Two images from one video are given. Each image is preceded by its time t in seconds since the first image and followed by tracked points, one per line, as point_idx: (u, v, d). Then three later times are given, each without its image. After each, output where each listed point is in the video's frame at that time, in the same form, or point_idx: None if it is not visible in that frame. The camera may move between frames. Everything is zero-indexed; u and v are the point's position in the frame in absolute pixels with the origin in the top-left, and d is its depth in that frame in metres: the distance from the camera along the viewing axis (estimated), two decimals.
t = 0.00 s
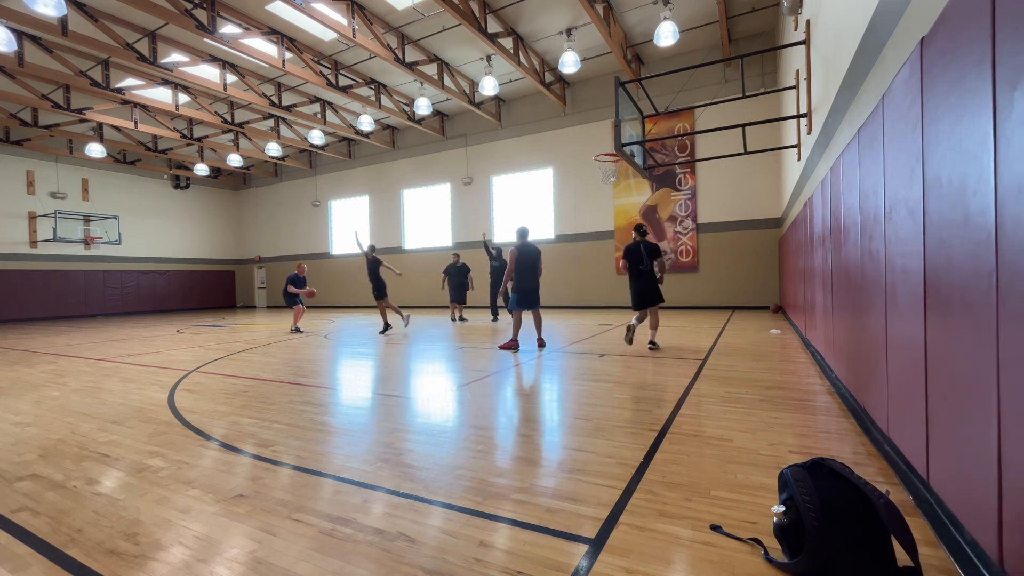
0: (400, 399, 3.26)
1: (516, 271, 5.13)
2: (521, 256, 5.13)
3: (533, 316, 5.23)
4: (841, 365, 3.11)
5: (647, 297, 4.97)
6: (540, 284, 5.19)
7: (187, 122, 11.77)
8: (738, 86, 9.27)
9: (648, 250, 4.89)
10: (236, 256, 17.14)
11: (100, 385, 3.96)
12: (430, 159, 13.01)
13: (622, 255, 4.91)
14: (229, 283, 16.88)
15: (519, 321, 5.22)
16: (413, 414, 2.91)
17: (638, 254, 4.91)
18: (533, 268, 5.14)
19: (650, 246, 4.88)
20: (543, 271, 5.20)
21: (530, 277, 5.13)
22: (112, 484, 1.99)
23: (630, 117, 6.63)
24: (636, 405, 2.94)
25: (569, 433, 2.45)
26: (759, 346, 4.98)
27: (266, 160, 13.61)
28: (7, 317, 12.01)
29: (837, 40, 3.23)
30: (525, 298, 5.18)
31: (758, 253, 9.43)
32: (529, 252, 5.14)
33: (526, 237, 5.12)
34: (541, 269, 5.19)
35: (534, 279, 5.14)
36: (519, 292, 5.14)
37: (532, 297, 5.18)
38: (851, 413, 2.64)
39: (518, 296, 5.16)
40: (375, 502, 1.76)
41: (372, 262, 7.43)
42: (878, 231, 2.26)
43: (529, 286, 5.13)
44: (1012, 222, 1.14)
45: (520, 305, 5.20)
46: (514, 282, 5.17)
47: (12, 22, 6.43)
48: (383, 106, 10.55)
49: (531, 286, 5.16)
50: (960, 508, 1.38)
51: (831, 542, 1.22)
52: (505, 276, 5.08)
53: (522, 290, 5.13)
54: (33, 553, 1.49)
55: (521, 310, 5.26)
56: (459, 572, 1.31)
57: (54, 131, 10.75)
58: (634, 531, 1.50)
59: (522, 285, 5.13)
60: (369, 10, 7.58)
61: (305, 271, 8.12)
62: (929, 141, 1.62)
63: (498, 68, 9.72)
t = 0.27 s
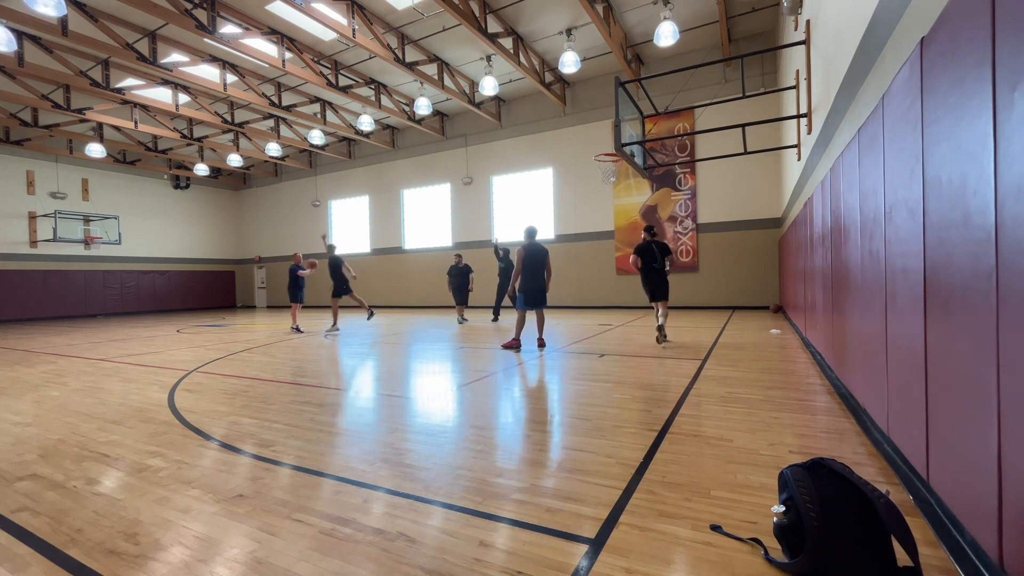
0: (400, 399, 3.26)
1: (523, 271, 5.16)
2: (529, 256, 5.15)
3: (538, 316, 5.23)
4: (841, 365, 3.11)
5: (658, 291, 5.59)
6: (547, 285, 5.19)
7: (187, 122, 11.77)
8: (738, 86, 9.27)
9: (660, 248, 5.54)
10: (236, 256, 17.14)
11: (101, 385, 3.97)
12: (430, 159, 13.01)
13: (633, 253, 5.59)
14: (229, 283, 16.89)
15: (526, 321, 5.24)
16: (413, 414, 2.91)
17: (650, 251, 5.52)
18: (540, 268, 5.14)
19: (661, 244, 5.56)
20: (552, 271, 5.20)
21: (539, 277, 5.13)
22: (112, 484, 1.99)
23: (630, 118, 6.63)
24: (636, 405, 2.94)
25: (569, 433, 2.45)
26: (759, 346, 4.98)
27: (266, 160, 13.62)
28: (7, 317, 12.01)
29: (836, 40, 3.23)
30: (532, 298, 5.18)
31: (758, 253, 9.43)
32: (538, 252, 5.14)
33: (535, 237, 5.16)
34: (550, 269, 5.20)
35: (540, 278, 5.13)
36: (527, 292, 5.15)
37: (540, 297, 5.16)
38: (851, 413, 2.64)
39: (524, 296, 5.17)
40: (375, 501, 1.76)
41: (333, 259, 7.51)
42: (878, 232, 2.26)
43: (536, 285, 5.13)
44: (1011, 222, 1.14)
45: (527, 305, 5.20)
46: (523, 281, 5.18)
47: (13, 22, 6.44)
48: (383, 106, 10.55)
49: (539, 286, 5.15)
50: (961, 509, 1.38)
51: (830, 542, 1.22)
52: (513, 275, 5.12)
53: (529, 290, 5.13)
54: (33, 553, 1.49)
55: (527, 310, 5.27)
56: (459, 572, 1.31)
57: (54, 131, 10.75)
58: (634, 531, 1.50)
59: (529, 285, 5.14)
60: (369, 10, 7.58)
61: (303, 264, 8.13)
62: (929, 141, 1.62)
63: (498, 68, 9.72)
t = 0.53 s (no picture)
0: (400, 399, 3.26)
1: (524, 270, 5.16)
2: (530, 255, 5.15)
3: (540, 316, 5.22)
4: (841, 365, 3.11)
5: (665, 290, 5.76)
6: (549, 284, 5.18)
7: (187, 122, 11.77)
8: (738, 86, 9.27)
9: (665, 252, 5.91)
10: (236, 256, 17.14)
11: (101, 385, 3.96)
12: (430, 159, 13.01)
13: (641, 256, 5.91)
14: (230, 283, 16.89)
15: (528, 321, 5.23)
16: (413, 414, 2.91)
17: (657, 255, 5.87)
18: (541, 267, 5.14)
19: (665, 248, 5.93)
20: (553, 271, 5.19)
21: (541, 277, 5.12)
22: (112, 484, 1.99)
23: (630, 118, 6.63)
24: (637, 405, 2.94)
25: (568, 433, 2.45)
26: (759, 346, 4.98)
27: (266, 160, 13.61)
28: (7, 318, 12.01)
29: (837, 40, 3.23)
30: (534, 298, 5.18)
31: (758, 253, 9.43)
32: (540, 252, 5.14)
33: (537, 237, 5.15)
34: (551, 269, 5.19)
35: (541, 277, 5.12)
36: (528, 291, 5.15)
37: (542, 297, 5.16)
38: (851, 413, 2.64)
39: (526, 295, 5.17)
40: (375, 502, 1.76)
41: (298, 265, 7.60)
42: (878, 232, 2.26)
43: (537, 285, 5.12)
44: (1012, 222, 1.14)
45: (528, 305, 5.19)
46: (523, 280, 5.18)
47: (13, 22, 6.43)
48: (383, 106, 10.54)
49: (540, 285, 5.14)
50: (961, 509, 1.38)
51: (831, 542, 1.22)
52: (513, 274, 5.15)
53: (531, 290, 5.12)
54: (33, 553, 1.49)
55: (528, 309, 5.26)
56: (459, 572, 1.31)
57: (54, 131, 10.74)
58: (634, 531, 1.50)
59: (530, 284, 5.13)
60: (369, 10, 7.58)
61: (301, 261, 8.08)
62: (929, 141, 1.61)
63: (498, 68, 9.72)
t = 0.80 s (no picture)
0: (401, 399, 3.26)
1: (523, 270, 5.17)
2: (528, 256, 5.15)
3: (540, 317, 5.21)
4: (841, 365, 3.11)
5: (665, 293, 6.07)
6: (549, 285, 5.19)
7: (187, 122, 11.77)
8: (738, 86, 9.27)
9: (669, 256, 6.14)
10: (236, 256, 17.14)
11: (101, 385, 3.96)
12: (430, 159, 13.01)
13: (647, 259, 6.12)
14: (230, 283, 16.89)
15: (528, 321, 5.23)
16: (413, 414, 2.91)
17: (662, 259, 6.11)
18: (541, 267, 5.14)
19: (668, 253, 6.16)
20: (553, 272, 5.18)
21: (541, 278, 5.12)
22: (112, 484, 1.99)
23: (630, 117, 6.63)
24: (637, 405, 2.94)
25: (568, 433, 2.45)
26: (759, 346, 4.98)
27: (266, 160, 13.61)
28: (6, 318, 12.01)
29: (837, 40, 3.23)
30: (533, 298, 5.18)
31: (758, 254, 9.43)
32: (539, 254, 5.14)
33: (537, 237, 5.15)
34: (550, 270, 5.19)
35: (541, 277, 5.12)
36: (527, 292, 5.15)
37: (541, 297, 5.17)
38: (851, 413, 2.64)
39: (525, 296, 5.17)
40: (375, 502, 1.76)
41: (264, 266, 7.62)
42: (878, 232, 2.26)
43: (537, 284, 5.13)
44: (1012, 222, 1.14)
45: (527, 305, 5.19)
46: (522, 280, 5.19)
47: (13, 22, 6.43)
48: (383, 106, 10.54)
49: (540, 286, 5.14)
50: (961, 509, 1.38)
51: (831, 542, 1.22)
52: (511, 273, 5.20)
53: (531, 290, 5.12)
54: (33, 553, 1.49)
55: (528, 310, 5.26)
56: (459, 573, 1.31)
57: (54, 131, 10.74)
58: (635, 531, 1.50)
59: (530, 285, 5.13)
60: (369, 10, 7.58)
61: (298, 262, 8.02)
62: (929, 141, 1.61)
63: (498, 68, 9.72)
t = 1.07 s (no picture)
0: (400, 399, 3.26)
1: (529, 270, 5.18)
2: (536, 256, 5.17)
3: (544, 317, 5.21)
4: (841, 365, 3.11)
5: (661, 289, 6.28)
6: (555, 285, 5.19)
7: (187, 122, 11.77)
8: (738, 86, 9.27)
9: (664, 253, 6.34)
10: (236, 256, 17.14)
11: (101, 385, 3.96)
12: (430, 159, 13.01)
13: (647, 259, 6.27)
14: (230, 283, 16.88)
15: (531, 321, 5.22)
16: (413, 414, 2.91)
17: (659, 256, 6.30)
18: (547, 267, 5.14)
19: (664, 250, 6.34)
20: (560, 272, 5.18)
21: (546, 277, 5.12)
22: (112, 484, 1.99)
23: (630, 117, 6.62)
24: (637, 405, 2.94)
25: (568, 433, 2.45)
26: (759, 346, 4.99)
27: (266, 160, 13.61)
28: (6, 318, 12.01)
29: (837, 40, 3.23)
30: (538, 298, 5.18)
31: (758, 254, 9.44)
32: (547, 254, 5.15)
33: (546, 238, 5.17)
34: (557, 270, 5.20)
35: (547, 277, 5.13)
36: (531, 292, 5.14)
37: (546, 296, 5.18)
38: (851, 413, 2.64)
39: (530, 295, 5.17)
40: (375, 502, 1.76)
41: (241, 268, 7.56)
42: (877, 231, 2.26)
43: (541, 284, 5.13)
44: (1012, 222, 1.14)
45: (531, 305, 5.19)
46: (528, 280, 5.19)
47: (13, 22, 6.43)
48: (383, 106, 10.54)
49: (545, 286, 5.14)
50: (960, 509, 1.38)
51: (831, 542, 1.22)
52: (518, 272, 5.24)
53: (536, 290, 5.12)
54: (32, 553, 1.49)
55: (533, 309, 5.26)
56: (459, 573, 1.31)
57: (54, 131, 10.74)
58: (635, 531, 1.50)
59: (535, 284, 5.12)
60: (369, 10, 7.58)
61: (291, 263, 7.99)
62: (929, 141, 1.61)
63: (498, 68, 9.72)
